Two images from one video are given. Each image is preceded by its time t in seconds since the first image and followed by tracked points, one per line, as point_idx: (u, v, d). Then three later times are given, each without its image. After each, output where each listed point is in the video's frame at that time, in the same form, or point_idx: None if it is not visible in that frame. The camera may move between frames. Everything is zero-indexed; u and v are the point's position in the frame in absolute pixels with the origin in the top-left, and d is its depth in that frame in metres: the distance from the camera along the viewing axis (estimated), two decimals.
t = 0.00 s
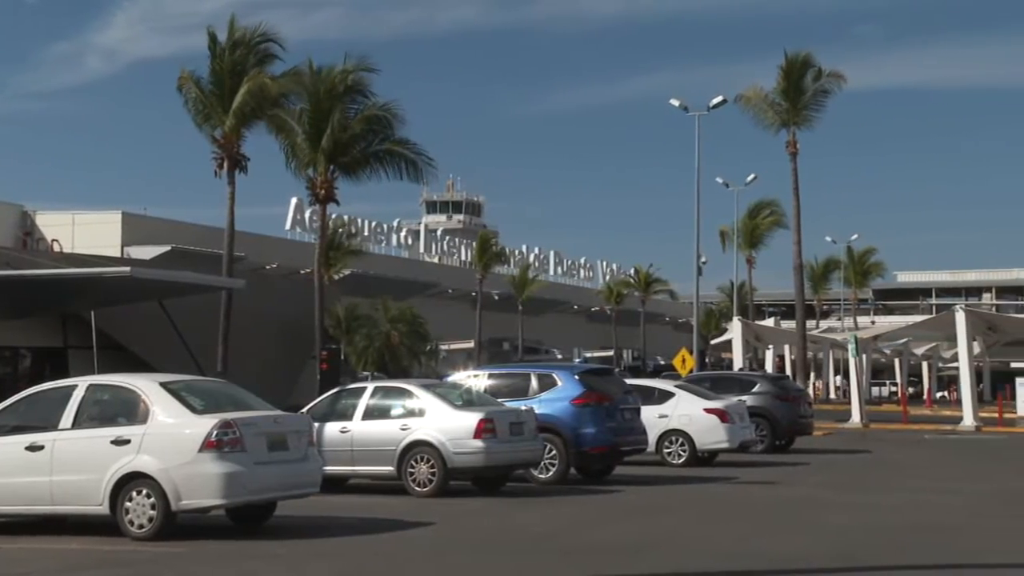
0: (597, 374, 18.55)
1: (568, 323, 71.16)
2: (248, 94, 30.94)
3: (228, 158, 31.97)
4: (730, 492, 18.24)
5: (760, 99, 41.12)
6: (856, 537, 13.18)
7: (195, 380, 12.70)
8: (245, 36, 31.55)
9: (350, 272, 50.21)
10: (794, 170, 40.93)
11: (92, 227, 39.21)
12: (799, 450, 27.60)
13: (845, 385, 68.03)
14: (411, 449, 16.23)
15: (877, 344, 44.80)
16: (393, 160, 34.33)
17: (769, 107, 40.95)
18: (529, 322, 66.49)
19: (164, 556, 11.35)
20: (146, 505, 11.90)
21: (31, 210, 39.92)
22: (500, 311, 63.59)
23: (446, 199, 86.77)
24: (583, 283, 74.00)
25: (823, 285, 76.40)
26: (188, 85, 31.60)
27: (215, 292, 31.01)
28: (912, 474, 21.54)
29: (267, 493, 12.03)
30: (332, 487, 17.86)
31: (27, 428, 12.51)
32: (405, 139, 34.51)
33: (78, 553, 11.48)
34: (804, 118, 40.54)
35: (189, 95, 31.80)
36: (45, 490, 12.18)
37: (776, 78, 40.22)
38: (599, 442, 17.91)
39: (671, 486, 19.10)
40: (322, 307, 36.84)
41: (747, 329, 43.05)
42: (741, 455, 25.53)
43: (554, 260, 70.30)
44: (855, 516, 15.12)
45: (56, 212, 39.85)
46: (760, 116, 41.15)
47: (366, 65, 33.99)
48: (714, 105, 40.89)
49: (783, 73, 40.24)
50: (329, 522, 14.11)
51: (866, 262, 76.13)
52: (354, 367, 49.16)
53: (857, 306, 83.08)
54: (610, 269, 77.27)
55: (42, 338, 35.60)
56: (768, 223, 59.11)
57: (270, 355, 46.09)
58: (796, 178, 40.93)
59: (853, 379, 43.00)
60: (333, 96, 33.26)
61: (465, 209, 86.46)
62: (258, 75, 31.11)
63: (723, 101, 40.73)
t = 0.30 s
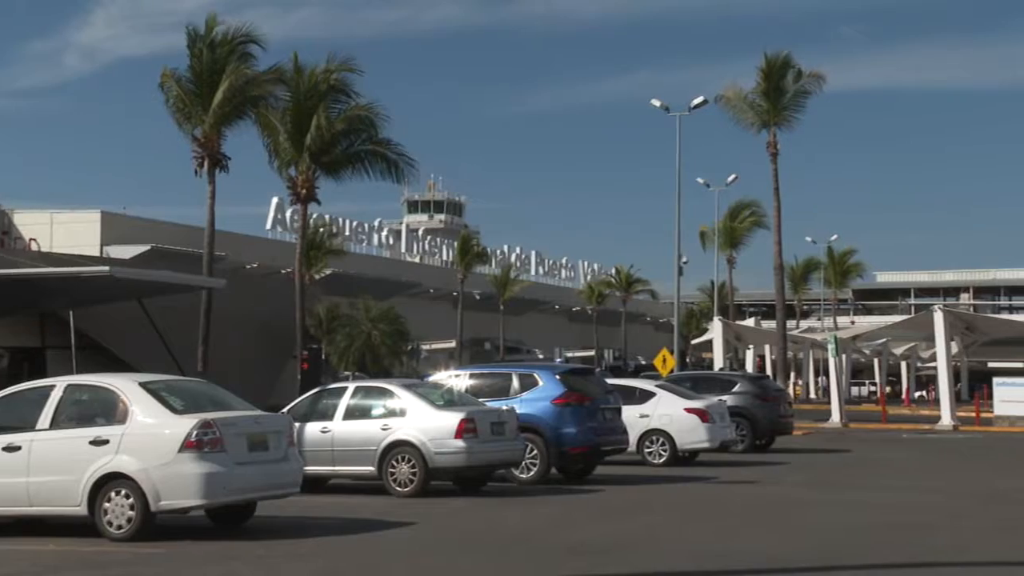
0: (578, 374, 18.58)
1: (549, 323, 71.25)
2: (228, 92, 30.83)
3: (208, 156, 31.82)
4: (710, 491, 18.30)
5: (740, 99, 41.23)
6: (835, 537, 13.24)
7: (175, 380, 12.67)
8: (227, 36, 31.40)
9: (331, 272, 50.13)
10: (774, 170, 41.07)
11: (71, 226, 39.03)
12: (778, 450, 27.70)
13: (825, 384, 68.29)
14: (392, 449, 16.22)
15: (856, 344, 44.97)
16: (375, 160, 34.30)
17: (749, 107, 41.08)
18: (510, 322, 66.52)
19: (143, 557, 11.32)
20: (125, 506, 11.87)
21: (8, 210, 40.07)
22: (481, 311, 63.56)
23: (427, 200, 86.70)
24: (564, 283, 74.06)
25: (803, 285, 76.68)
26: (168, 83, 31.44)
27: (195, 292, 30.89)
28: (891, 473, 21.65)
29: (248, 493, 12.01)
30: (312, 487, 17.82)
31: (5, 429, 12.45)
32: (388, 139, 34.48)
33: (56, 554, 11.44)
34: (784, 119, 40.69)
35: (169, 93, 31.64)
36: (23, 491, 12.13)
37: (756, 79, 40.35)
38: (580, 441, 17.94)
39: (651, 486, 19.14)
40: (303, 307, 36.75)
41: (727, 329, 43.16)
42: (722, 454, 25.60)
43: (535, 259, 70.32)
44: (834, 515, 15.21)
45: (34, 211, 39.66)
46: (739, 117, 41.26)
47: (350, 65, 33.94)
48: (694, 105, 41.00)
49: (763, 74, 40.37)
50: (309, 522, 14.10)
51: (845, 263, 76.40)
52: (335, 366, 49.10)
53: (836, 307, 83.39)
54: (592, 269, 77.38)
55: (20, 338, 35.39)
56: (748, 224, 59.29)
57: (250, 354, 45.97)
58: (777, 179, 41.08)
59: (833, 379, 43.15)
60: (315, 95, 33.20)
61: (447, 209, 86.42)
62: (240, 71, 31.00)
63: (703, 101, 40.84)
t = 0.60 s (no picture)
0: (559, 374, 18.60)
1: (531, 323, 71.28)
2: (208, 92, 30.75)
3: (188, 155, 31.71)
4: (691, 491, 18.35)
5: (720, 100, 41.31)
6: (813, 536, 13.29)
7: (154, 380, 12.63)
8: (208, 34, 31.29)
9: (312, 271, 50.05)
10: (755, 171, 41.19)
11: (50, 226, 38.81)
12: (758, 449, 27.78)
13: (806, 384, 68.50)
14: (373, 449, 16.21)
15: (836, 345, 45.15)
16: (357, 160, 34.22)
17: (729, 108, 41.18)
18: (491, 322, 66.54)
19: (122, 558, 11.28)
20: (104, 507, 11.83)
21: None
22: (462, 310, 63.55)
23: (409, 199, 86.60)
24: (546, 283, 74.07)
25: (783, 285, 76.97)
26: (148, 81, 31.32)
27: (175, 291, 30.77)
28: (870, 472, 21.75)
29: (228, 494, 11.98)
30: (293, 488, 17.79)
31: None
32: (370, 139, 34.40)
33: (34, 556, 11.39)
34: (765, 119, 40.80)
35: (149, 92, 31.53)
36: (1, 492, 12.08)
37: (736, 79, 40.46)
38: (561, 441, 17.96)
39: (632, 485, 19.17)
40: (283, 308, 36.62)
41: (708, 329, 43.26)
42: (703, 454, 25.67)
43: (517, 259, 70.32)
44: (813, 515, 15.27)
45: (12, 210, 39.44)
46: (719, 117, 41.36)
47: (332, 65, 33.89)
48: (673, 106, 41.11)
49: (743, 74, 40.48)
50: (290, 523, 14.08)
51: (826, 263, 76.65)
52: (317, 367, 49.00)
53: (817, 307, 83.64)
54: (573, 269, 77.47)
55: None
56: (728, 225, 59.46)
57: (231, 354, 45.86)
58: (757, 179, 41.20)
59: (812, 378, 43.29)
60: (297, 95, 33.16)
61: (428, 209, 86.36)
62: (220, 69, 30.92)
63: (684, 101, 40.91)
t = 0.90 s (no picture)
0: (539, 374, 18.61)
1: (510, 323, 71.29)
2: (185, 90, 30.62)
3: (166, 154, 31.56)
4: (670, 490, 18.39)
5: (698, 101, 41.38)
6: (792, 535, 13.34)
7: (132, 380, 12.58)
8: (185, 31, 31.13)
9: (292, 271, 49.95)
10: (734, 171, 41.28)
11: (26, 225, 38.58)
12: (737, 449, 27.86)
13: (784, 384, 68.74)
14: (352, 449, 16.19)
15: (815, 345, 45.32)
16: (338, 159, 34.06)
17: (708, 109, 41.28)
18: (471, 322, 66.53)
19: (99, 559, 11.24)
20: (81, 508, 11.78)
21: None
22: (442, 310, 63.52)
23: (389, 199, 86.52)
24: (526, 283, 74.05)
25: (762, 286, 77.22)
26: (125, 80, 31.16)
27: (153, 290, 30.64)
28: (848, 472, 21.85)
29: (206, 494, 11.95)
30: (272, 488, 17.74)
31: None
32: (350, 138, 34.26)
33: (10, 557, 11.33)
34: (744, 120, 40.93)
35: (126, 91, 31.39)
36: None
37: (715, 80, 40.56)
38: (540, 441, 17.97)
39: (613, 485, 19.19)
40: (263, 307, 36.46)
41: (688, 329, 43.34)
42: (682, 454, 25.74)
43: (497, 260, 70.30)
44: (792, 514, 15.33)
45: None
46: (698, 119, 41.45)
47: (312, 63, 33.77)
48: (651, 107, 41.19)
49: (722, 75, 40.60)
50: (270, 523, 14.04)
51: (805, 263, 76.89)
52: (296, 367, 48.86)
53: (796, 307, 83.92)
54: (553, 269, 77.51)
55: None
56: (708, 225, 59.61)
57: (209, 353, 45.71)
58: (737, 180, 41.31)
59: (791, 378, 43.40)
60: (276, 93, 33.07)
61: (408, 209, 86.29)
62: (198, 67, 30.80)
63: (664, 102, 40.98)
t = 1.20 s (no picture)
0: (516, 374, 18.61)
1: (487, 323, 71.27)
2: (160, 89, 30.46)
3: (143, 153, 31.38)
4: (646, 490, 18.42)
5: (674, 103, 41.45)
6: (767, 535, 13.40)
7: (106, 380, 12.51)
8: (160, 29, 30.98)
9: (267, 270, 49.81)
10: (710, 172, 41.41)
11: None
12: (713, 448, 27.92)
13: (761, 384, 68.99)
14: (329, 449, 16.15)
15: (790, 345, 45.49)
16: (315, 157, 34.04)
17: (684, 111, 41.38)
18: (448, 322, 66.50)
19: (72, 561, 11.17)
20: (53, 509, 11.71)
21: None
22: (419, 310, 63.46)
23: (366, 199, 86.39)
24: (503, 283, 74.02)
25: (738, 286, 77.47)
26: (99, 79, 30.90)
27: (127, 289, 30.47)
28: (824, 471, 21.94)
29: (182, 494, 11.90)
30: (248, 489, 17.67)
31: None
32: (327, 135, 34.24)
33: None
34: (721, 121, 41.07)
35: (101, 90, 31.15)
36: None
37: (691, 81, 40.67)
38: (517, 441, 17.98)
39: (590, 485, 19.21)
40: (239, 307, 36.32)
41: (665, 329, 43.43)
42: (659, 454, 25.79)
43: (474, 260, 70.27)
44: (769, 513, 15.38)
45: None
46: (674, 121, 41.53)
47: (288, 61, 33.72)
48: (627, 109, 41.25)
49: (698, 77, 40.72)
50: (246, 523, 13.99)
51: (781, 263, 77.18)
52: (273, 366, 48.71)
53: (772, 308, 84.18)
54: (530, 269, 77.52)
55: None
56: (685, 226, 59.77)
57: (185, 353, 45.53)
58: (713, 180, 41.44)
59: (767, 378, 43.51)
60: (252, 92, 32.96)
61: (385, 208, 86.15)
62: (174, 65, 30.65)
63: (641, 103, 41.05)
